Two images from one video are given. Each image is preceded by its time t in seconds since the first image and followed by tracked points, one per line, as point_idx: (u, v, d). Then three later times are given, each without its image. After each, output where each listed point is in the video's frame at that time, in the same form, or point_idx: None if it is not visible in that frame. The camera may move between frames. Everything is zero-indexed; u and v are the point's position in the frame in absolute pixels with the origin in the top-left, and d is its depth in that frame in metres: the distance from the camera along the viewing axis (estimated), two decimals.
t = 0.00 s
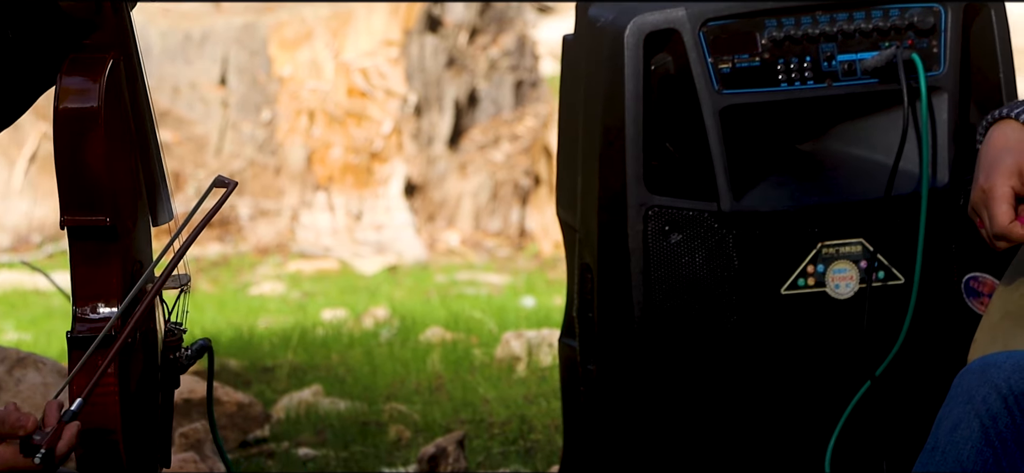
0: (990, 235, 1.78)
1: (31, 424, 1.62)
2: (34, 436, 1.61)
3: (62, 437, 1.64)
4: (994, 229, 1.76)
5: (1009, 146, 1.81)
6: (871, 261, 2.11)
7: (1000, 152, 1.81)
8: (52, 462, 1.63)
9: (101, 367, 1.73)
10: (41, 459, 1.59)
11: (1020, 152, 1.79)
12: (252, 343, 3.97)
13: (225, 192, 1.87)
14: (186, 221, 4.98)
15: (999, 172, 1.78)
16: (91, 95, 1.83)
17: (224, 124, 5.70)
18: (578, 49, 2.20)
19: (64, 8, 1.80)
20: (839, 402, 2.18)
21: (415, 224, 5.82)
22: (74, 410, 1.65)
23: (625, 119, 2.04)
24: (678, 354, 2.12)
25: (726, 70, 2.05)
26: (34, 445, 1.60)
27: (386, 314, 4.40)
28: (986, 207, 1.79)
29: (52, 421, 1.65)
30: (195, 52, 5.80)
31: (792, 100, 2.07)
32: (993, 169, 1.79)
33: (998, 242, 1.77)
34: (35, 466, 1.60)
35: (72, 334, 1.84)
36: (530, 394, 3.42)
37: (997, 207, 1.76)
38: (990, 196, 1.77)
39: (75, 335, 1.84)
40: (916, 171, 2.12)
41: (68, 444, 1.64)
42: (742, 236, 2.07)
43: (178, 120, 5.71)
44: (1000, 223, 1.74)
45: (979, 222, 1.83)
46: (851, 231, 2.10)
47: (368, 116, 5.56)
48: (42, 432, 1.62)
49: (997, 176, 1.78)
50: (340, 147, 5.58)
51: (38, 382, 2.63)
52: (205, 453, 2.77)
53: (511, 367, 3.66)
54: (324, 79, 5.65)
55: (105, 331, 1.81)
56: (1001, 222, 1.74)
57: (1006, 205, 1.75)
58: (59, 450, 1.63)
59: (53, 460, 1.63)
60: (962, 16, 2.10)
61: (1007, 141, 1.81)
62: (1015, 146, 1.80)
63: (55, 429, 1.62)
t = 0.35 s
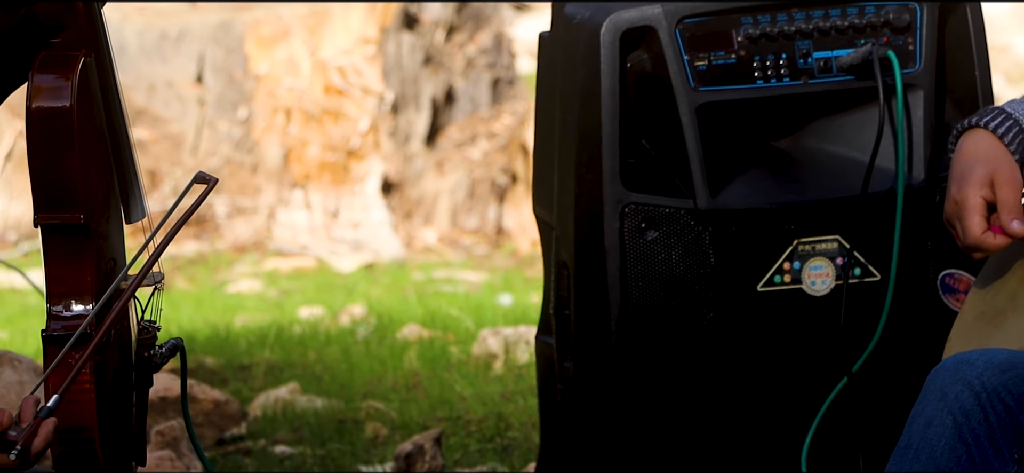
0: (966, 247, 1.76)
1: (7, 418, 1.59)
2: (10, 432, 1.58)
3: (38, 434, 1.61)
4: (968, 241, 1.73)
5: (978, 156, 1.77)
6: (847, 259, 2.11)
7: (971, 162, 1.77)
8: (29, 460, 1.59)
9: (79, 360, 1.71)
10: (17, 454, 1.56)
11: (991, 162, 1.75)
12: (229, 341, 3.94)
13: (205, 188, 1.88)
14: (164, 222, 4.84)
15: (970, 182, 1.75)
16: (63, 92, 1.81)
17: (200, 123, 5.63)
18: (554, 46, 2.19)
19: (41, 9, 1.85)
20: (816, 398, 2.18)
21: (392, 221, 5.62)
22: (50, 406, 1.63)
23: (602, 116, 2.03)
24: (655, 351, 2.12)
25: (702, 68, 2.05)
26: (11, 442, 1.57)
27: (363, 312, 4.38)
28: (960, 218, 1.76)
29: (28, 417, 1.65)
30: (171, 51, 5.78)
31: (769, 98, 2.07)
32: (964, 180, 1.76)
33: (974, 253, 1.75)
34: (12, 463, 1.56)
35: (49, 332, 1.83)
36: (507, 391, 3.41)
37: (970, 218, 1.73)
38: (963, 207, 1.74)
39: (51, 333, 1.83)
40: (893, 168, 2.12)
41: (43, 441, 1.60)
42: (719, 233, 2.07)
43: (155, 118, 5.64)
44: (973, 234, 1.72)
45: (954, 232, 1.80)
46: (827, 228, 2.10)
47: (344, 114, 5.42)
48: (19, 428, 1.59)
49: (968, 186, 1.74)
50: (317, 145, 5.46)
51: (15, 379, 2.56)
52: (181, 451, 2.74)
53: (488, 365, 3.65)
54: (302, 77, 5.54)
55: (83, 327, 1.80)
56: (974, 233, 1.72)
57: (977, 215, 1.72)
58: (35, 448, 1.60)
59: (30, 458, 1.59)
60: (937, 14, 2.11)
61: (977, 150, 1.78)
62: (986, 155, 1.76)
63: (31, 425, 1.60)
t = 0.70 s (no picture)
0: (954, 244, 1.75)
1: None
2: None
3: (14, 434, 1.60)
4: (957, 237, 1.73)
5: (961, 152, 1.78)
6: (825, 255, 2.12)
7: (953, 159, 1.78)
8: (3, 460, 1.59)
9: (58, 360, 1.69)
10: None
11: (974, 157, 1.76)
12: (207, 339, 3.92)
13: (185, 195, 1.85)
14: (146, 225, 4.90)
15: (955, 179, 1.75)
16: (41, 89, 1.79)
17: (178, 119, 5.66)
18: (531, 44, 2.19)
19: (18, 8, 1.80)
20: (793, 396, 2.18)
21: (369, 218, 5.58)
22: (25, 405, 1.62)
23: (579, 113, 2.04)
24: (633, 349, 2.12)
25: (679, 65, 2.06)
26: None
27: (340, 310, 4.37)
28: (946, 215, 1.76)
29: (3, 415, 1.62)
30: (148, 48, 5.82)
31: (747, 95, 2.07)
32: (949, 177, 1.76)
33: (962, 249, 1.74)
34: None
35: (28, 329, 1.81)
36: (485, 388, 3.40)
37: (957, 214, 1.72)
38: (950, 204, 1.74)
39: (30, 330, 1.81)
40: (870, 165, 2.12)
41: (19, 440, 1.59)
42: (696, 230, 2.07)
43: (132, 115, 5.69)
44: (962, 230, 1.71)
45: (941, 230, 1.80)
46: (803, 225, 2.11)
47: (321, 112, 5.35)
48: None
49: (954, 183, 1.74)
50: (295, 142, 5.40)
51: None
52: (159, 449, 2.73)
53: (466, 362, 3.64)
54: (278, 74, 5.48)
55: (63, 325, 1.79)
56: (963, 229, 1.71)
57: (965, 211, 1.72)
58: (10, 447, 1.59)
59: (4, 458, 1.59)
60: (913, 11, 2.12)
61: (958, 147, 1.79)
62: (968, 150, 1.78)
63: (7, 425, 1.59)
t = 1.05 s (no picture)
0: (922, 238, 1.77)
1: None
2: None
3: None
4: (926, 233, 1.75)
5: (936, 147, 1.78)
6: (803, 252, 2.13)
7: (927, 153, 1.78)
8: None
9: (24, 353, 1.70)
10: None
11: (949, 153, 1.76)
12: (184, 337, 3.89)
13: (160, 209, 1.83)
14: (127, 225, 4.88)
15: (927, 175, 1.75)
16: (18, 86, 1.76)
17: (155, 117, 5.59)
18: (509, 40, 2.18)
19: None
20: (772, 392, 2.19)
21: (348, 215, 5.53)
22: None
23: (557, 110, 2.03)
24: (611, 346, 2.12)
25: (657, 61, 2.06)
26: None
27: (318, 307, 4.34)
28: (916, 210, 1.77)
29: None
30: (124, 45, 5.71)
31: (725, 91, 2.08)
32: (921, 172, 1.77)
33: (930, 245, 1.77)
34: None
35: None
36: (463, 385, 3.40)
37: (928, 210, 1.74)
38: (921, 200, 1.75)
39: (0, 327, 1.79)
40: (848, 161, 2.13)
41: None
42: (674, 226, 2.08)
43: (109, 112, 5.65)
44: (931, 228, 1.73)
45: (910, 223, 1.82)
46: (781, 221, 2.12)
47: (298, 109, 5.36)
48: None
49: (926, 180, 1.75)
50: (272, 139, 5.40)
51: None
52: (136, 447, 2.70)
53: (444, 359, 3.64)
54: (255, 71, 5.46)
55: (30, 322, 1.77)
56: (932, 226, 1.73)
57: (936, 208, 1.73)
58: None
59: None
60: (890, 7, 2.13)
61: (933, 142, 1.79)
62: (943, 147, 1.77)
63: None
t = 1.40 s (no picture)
0: (916, 211, 1.77)
1: None
2: None
3: None
4: (920, 203, 1.74)
5: (922, 124, 1.79)
6: (780, 245, 2.13)
7: (915, 130, 1.79)
8: None
9: None
10: None
11: (937, 128, 1.77)
12: (160, 332, 3.86)
13: (133, 198, 1.82)
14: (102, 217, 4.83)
15: (916, 147, 1.76)
16: None
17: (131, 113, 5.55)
18: (485, 35, 2.18)
19: None
20: (749, 386, 2.19)
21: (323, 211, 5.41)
22: None
23: (534, 104, 2.03)
24: (588, 339, 2.11)
25: (634, 55, 2.06)
26: None
27: (294, 302, 4.32)
28: (908, 183, 1.77)
29: None
30: (101, 40, 5.73)
31: (702, 86, 2.08)
32: (910, 146, 1.77)
33: (924, 215, 1.76)
34: None
35: None
36: (440, 380, 3.39)
37: (920, 180, 1.73)
38: (912, 170, 1.74)
39: None
40: (825, 155, 2.13)
41: None
42: (651, 221, 2.07)
43: (86, 108, 5.60)
44: (925, 195, 1.72)
45: (902, 199, 1.81)
46: (758, 215, 2.12)
47: (275, 104, 5.35)
48: None
49: (916, 151, 1.75)
50: (249, 135, 5.35)
51: None
52: (113, 441, 2.69)
53: (421, 354, 3.63)
54: (233, 66, 5.45)
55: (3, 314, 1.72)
56: (926, 194, 1.72)
57: (928, 177, 1.73)
58: None
59: None
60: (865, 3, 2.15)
61: (919, 120, 1.80)
62: (930, 123, 1.78)
63: None
